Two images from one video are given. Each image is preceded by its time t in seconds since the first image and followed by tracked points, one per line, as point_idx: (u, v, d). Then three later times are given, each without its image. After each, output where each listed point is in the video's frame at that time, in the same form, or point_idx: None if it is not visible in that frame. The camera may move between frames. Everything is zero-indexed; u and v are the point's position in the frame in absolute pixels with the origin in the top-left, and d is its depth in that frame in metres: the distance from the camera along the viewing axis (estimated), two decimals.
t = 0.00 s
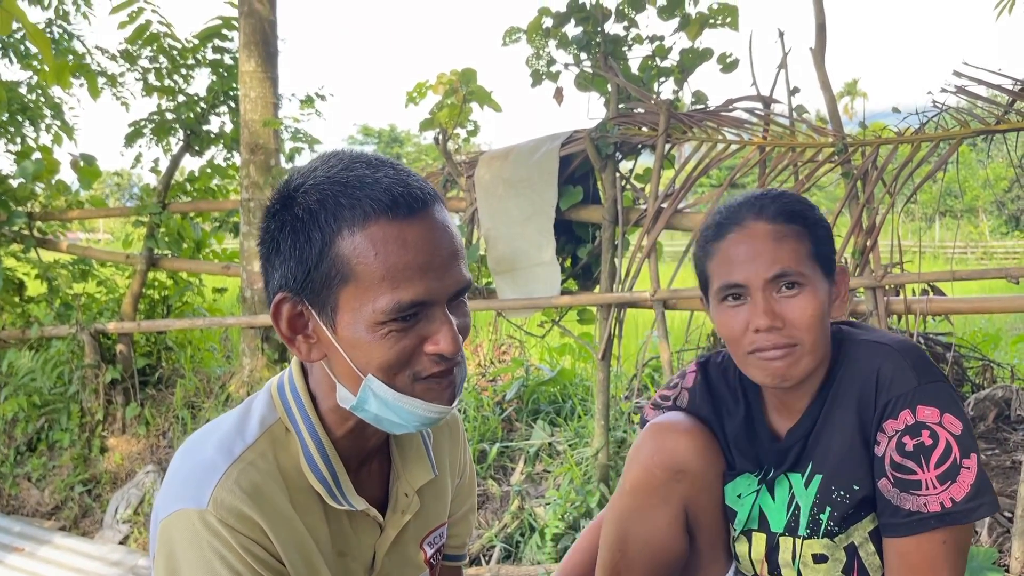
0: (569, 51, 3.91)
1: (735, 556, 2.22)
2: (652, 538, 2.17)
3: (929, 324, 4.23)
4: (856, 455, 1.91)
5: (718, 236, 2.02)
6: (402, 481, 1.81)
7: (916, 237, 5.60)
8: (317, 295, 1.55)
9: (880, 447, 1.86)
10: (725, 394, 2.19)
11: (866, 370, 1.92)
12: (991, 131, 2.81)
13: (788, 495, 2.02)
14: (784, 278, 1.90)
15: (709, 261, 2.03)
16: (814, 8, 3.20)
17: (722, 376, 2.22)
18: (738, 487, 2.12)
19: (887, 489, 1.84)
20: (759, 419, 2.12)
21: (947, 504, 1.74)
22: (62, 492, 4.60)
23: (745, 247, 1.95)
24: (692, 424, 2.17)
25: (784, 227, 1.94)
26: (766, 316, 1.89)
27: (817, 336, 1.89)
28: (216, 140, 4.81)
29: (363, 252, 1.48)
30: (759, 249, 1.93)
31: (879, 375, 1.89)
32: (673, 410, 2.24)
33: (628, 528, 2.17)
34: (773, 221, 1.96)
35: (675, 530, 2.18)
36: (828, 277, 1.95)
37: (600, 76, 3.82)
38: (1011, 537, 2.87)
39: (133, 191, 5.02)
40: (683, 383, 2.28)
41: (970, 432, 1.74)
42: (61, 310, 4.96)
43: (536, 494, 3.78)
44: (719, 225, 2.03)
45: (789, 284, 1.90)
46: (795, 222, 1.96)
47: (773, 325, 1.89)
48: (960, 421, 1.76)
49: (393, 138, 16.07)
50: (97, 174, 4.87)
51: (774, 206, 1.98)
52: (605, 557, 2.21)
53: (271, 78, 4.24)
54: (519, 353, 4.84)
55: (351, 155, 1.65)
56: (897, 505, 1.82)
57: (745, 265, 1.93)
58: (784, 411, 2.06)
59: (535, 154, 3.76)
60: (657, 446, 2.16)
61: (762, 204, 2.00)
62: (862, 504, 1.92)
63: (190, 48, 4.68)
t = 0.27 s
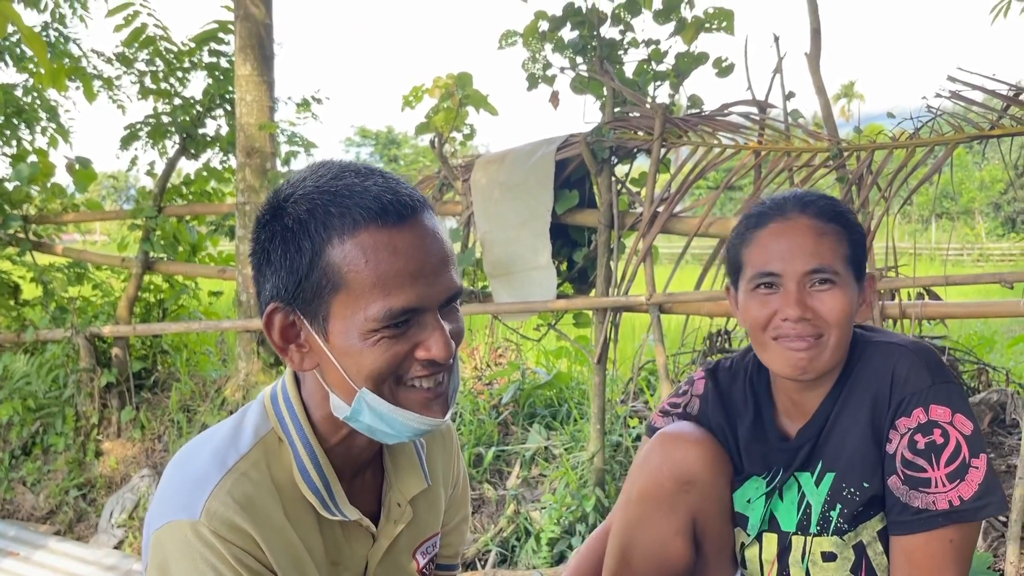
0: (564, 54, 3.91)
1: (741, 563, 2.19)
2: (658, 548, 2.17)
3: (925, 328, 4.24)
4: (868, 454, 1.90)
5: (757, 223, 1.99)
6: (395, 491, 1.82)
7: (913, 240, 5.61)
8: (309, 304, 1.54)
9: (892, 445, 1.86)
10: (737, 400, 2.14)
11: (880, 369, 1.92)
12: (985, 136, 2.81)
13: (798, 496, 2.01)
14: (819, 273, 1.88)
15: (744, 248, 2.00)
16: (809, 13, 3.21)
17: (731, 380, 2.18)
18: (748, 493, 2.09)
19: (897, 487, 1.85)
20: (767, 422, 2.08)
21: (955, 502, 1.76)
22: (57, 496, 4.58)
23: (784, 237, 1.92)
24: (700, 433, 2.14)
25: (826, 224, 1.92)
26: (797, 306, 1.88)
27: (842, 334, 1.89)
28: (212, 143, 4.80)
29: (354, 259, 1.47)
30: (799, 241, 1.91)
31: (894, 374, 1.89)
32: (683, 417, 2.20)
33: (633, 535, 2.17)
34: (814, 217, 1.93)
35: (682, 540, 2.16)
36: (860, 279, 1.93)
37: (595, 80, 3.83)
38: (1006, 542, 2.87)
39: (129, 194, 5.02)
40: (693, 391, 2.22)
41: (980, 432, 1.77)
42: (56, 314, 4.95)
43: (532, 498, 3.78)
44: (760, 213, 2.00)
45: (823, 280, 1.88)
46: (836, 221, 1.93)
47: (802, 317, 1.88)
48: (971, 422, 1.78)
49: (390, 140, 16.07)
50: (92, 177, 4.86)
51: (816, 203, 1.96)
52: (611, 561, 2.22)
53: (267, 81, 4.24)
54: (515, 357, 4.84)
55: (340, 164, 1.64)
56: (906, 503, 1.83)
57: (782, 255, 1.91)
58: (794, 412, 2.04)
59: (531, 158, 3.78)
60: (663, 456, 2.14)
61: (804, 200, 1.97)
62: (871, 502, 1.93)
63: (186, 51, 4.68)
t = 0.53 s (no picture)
0: (559, 57, 3.92)
1: (737, 565, 2.18)
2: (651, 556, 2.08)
3: (919, 329, 4.24)
4: (866, 453, 1.91)
5: (777, 218, 1.97)
6: (389, 493, 1.82)
7: (907, 241, 5.62)
8: (310, 305, 1.54)
9: (889, 443, 1.87)
10: (735, 397, 2.15)
11: (879, 370, 1.93)
12: (977, 139, 2.81)
13: (798, 496, 2.01)
14: (835, 274, 1.87)
15: (761, 241, 1.99)
16: (801, 16, 3.22)
17: (729, 381, 2.19)
18: (748, 494, 2.09)
19: (892, 485, 1.86)
20: (769, 422, 2.06)
21: (949, 502, 1.76)
22: (50, 498, 4.57)
23: (804, 235, 1.91)
24: (695, 441, 2.12)
25: (846, 227, 1.90)
26: (809, 304, 1.88)
27: (850, 334, 1.89)
28: (206, 144, 4.80)
29: (356, 260, 1.47)
30: (818, 240, 1.89)
31: (892, 375, 1.90)
32: (678, 419, 2.21)
33: (625, 544, 2.10)
34: (835, 219, 1.91)
35: (675, 550, 2.09)
36: (874, 283, 1.92)
37: (590, 82, 3.83)
38: (999, 544, 2.88)
39: (123, 195, 5.01)
40: (687, 392, 2.23)
41: (975, 433, 1.78)
42: (50, 315, 4.94)
43: (526, 500, 3.78)
44: (782, 209, 1.98)
45: (837, 281, 1.88)
46: (857, 225, 1.91)
47: (812, 315, 1.88)
48: (966, 423, 1.79)
49: (386, 140, 16.07)
50: (86, 178, 4.85)
51: (838, 204, 1.94)
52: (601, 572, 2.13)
53: (261, 82, 4.23)
54: (510, 359, 4.84)
55: (341, 165, 1.64)
56: (900, 501, 1.84)
57: (799, 253, 1.91)
58: (792, 412, 2.05)
59: (525, 160, 3.78)
60: (659, 461, 2.09)
61: (826, 200, 1.96)
62: (869, 501, 1.93)
63: (181, 53, 4.67)
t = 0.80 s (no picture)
0: (555, 57, 3.92)
1: (732, 566, 2.19)
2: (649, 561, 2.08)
3: (914, 329, 4.26)
4: (852, 452, 1.92)
5: (754, 216, 2.00)
6: (374, 469, 1.83)
7: (903, 241, 5.65)
8: (289, 281, 1.53)
9: (875, 442, 1.88)
10: (721, 398, 2.17)
11: (863, 370, 1.94)
12: (971, 139, 2.83)
13: (788, 496, 2.02)
14: (811, 269, 1.89)
15: (740, 239, 2.01)
16: (797, 16, 3.23)
17: (716, 381, 2.20)
18: (736, 494, 2.10)
19: (879, 484, 1.86)
20: (757, 423, 2.08)
21: (935, 499, 1.77)
22: (46, 498, 4.56)
23: (781, 231, 1.93)
24: (688, 441, 2.13)
25: (822, 224, 1.92)
26: (786, 299, 1.89)
27: (828, 330, 1.90)
28: (203, 144, 4.80)
29: (333, 235, 1.48)
30: (794, 236, 1.91)
31: (877, 374, 1.91)
32: (668, 421, 2.22)
33: (624, 547, 2.09)
34: (812, 215, 1.94)
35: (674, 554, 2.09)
36: (852, 279, 1.94)
37: (586, 82, 3.84)
38: (993, 541, 2.89)
39: (120, 195, 5.00)
40: (675, 394, 2.25)
41: (961, 431, 1.78)
42: (46, 315, 4.94)
43: (522, 499, 3.78)
44: (759, 207, 2.00)
45: (814, 276, 1.89)
46: (833, 221, 1.93)
47: (789, 309, 1.89)
48: (951, 421, 1.80)
49: (382, 140, 16.07)
50: (82, 178, 4.85)
51: (815, 201, 1.96)
52: None
53: (258, 82, 4.23)
54: (507, 358, 4.85)
55: (316, 148, 1.65)
56: (886, 500, 1.84)
57: (776, 249, 1.92)
58: (781, 411, 2.06)
59: (521, 160, 3.79)
60: (654, 464, 2.09)
61: (802, 198, 1.98)
62: (856, 499, 1.94)
63: (177, 52, 4.67)
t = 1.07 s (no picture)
0: (550, 53, 3.93)
1: (716, 558, 2.21)
2: (638, 551, 2.10)
3: (908, 325, 4.28)
4: (837, 446, 1.92)
5: (737, 210, 2.01)
6: (345, 443, 1.88)
7: (897, 239, 5.67)
8: (278, 250, 1.52)
9: (860, 436, 1.88)
10: (707, 391, 2.17)
11: (847, 363, 1.95)
12: (965, 134, 2.84)
13: (773, 490, 2.02)
14: (791, 265, 1.89)
15: (723, 233, 2.02)
16: (791, 12, 3.23)
17: (700, 375, 2.21)
18: (721, 487, 2.11)
19: (864, 477, 1.85)
20: (741, 415, 2.09)
21: (921, 491, 1.76)
22: (40, 496, 4.54)
23: (762, 226, 1.94)
24: (672, 431, 2.14)
25: (803, 218, 1.93)
26: (766, 295, 1.89)
27: (808, 326, 1.90)
28: (197, 141, 4.79)
29: (327, 209, 1.49)
30: (774, 231, 1.92)
31: (861, 368, 1.92)
32: (653, 413, 2.23)
33: (612, 539, 2.11)
34: (793, 209, 1.94)
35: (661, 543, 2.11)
36: (833, 274, 1.94)
37: (581, 78, 3.84)
38: (985, 535, 2.90)
39: (113, 193, 4.99)
40: (661, 387, 2.25)
41: (945, 423, 1.79)
42: (40, 313, 4.92)
43: (518, 495, 3.78)
44: (742, 202, 2.01)
45: (794, 271, 1.89)
46: (814, 216, 1.94)
47: (769, 305, 1.90)
48: (936, 413, 1.81)
49: (378, 140, 16.06)
50: (76, 175, 4.83)
51: (796, 196, 1.97)
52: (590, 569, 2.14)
53: (252, 79, 4.23)
54: (502, 355, 4.85)
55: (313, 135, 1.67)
56: (872, 493, 1.84)
57: (757, 244, 1.93)
58: (765, 407, 2.06)
59: (516, 156, 3.79)
60: (637, 456, 2.11)
61: (785, 192, 1.99)
62: (842, 494, 1.93)
63: (171, 49, 4.66)
